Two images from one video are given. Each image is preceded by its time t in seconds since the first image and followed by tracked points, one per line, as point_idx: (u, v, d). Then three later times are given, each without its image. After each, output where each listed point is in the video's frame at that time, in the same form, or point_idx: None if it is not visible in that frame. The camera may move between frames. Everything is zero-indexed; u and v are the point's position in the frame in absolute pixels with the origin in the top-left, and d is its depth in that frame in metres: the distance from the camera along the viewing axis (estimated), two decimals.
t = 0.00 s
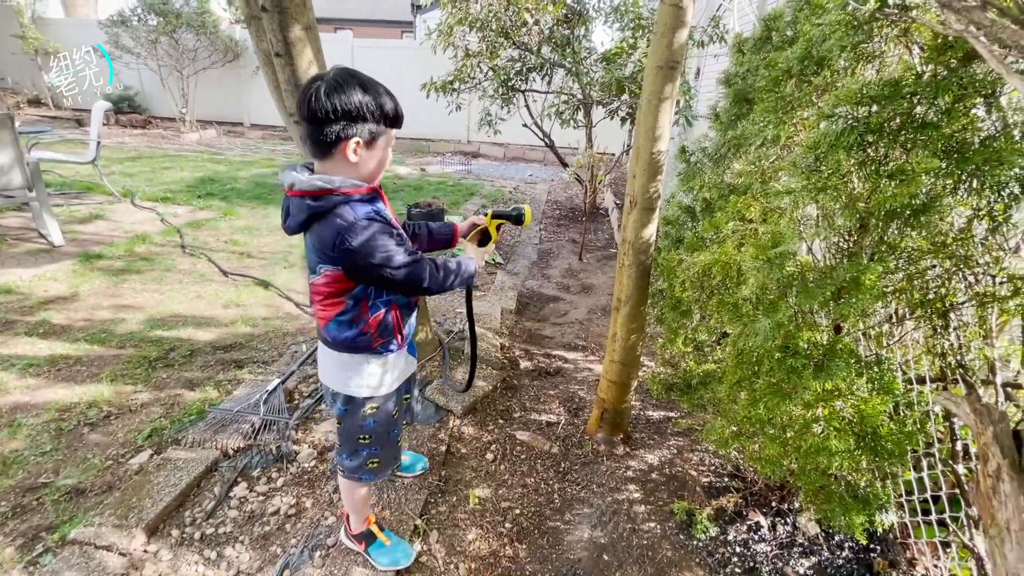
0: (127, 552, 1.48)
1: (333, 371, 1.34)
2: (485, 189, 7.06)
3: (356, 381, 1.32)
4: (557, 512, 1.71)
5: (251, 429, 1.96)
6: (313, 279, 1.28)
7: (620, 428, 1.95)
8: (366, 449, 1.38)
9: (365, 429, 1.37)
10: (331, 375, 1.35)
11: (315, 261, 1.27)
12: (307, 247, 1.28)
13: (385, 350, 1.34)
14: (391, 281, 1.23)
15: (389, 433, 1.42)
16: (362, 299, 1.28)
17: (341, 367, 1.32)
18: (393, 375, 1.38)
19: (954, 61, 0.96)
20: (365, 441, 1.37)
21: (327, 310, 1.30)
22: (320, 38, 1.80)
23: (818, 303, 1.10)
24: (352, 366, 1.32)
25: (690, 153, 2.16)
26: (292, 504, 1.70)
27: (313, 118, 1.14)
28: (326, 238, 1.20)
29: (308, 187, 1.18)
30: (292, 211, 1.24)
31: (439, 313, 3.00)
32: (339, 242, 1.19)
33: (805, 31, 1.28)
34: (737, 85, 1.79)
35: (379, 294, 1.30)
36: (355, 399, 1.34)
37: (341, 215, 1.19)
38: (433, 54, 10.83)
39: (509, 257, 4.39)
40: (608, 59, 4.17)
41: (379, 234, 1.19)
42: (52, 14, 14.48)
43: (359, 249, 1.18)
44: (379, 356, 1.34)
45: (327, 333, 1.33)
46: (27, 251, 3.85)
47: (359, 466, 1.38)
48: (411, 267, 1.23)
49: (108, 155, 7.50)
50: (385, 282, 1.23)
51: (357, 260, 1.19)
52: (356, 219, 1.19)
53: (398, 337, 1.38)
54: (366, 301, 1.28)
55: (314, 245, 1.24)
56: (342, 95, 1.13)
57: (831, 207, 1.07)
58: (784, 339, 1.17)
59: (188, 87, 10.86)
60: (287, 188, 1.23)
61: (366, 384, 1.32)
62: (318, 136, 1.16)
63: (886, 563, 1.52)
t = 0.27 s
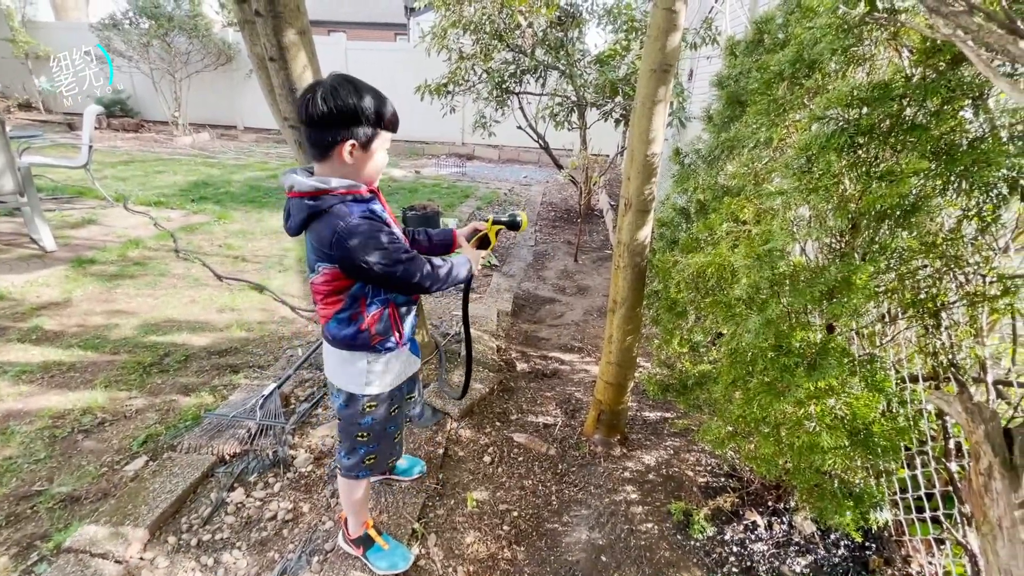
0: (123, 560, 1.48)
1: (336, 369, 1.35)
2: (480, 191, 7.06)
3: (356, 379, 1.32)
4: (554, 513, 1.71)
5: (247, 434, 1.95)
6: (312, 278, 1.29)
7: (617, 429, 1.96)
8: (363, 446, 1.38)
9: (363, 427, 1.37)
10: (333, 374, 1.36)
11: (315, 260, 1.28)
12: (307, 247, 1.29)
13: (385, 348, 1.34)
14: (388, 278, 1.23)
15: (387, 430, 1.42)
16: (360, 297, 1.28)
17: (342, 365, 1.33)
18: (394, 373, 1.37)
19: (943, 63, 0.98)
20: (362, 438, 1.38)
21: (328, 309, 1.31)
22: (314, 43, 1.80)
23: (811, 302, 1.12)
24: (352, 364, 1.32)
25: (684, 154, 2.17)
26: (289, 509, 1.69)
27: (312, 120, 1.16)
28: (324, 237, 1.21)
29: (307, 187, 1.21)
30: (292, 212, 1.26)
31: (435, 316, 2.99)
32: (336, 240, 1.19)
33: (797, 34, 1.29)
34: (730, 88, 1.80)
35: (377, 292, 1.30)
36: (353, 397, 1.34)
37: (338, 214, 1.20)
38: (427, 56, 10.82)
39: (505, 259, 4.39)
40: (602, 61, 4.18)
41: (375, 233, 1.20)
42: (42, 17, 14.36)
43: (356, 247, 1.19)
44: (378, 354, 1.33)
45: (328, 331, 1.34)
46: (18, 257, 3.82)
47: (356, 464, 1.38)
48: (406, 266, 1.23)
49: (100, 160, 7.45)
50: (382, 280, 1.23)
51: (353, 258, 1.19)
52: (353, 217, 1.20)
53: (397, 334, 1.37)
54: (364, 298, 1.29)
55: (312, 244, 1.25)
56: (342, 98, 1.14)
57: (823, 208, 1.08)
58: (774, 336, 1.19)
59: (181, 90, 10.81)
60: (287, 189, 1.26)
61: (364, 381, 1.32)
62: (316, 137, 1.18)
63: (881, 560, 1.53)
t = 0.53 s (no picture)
0: (118, 565, 1.47)
1: (333, 372, 1.34)
2: (474, 192, 7.07)
3: (356, 379, 1.32)
4: (551, 514, 1.72)
5: (242, 438, 1.94)
6: (313, 276, 1.28)
7: (612, 429, 1.97)
8: (361, 449, 1.38)
9: (362, 430, 1.36)
10: (331, 376, 1.35)
11: (315, 259, 1.27)
12: (308, 246, 1.29)
13: (383, 345, 1.34)
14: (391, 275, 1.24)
15: (385, 430, 1.43)
16: (361, 294, 1.28)
17: (341, 364, 1.32)
18: (392, 372, 1.38)
19: (928, 66, 0.99)
20: (360, 441, 1.37)
21: (327, 308, 1.29)
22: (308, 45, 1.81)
23: (800, 301, 1.13)
24: (351, 364, 1.31)
25: (676, 155, 2.19)
26: (285, 513, 1.69)
27: (313, 122, 1.18)
28: (327, 235, 1.21)
29: (309, 186, 1.22)
30: (292, 211, 1.26)
31: (430, 317, 3.00)
32: (340, 237, 1.19)
33: (786, 37, 1.31)
34: (721, 90, 1.82)
35: (376, 289, 1.31)
36: (353, 399, 1.34)
37: (341, 211, 1.20)
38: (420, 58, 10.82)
39: (500, 261, 4.40)
40: (595, 63, 4.20)
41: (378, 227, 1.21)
42: (31, 19, 14.24)
43: (361, 243, 1.19)
44: (376, 352, 1.33)
45: (326, 331, 1.33)
46: (8, 261, 3.79)
47: (352, 466, 1.38)
48: (409, 259, 1.25)
49: (91, 162, 7.40)
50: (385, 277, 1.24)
51: (358, 255, 1.20)
52: (357, 214, 1.21)
53: (394, 332, 1.37)
54: (365, 296, 1.29)
55: (314, 242, 1.25)
56: (345, 102, 1.17)
57: (812, 208, 1.10)
58: (765, 335, 1.21)
59: (172, 92, 10.75)
60: (288, 189, 1.26)
61: (364, 381, 1.32)
62: (317, 138, 1.19)
63: (874, 556, 1.55)
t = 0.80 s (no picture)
0: (109, 568, 1.46)
1: (341, 355, 1.37)
2: (469, 193, 7.06)
3: (359, 362, 1.34)
4: (546, 513, 1.72)
5: (236, 439, 1.93)
6: (319, 265, 1.31)
7: (607, 427, 1.97)
8: (370, 435, 1.38)
9: (369, 414, 1.38)
10: (341, 360, 1.37)
11: (321, 248, 1.31)
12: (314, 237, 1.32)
13: (384, 331, 1.33)
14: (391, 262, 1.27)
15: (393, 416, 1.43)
16: (363, 282, 1.30)
17: (346, 349, 1.34)
18: (395, 358, 1.38)
19: (917, 63, 1.00)
20: (368, 426, 1.38)
21: (332, 294, 1.32)
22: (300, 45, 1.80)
23: (793, 297, 1.14)
24: (356, 349, 1.33)
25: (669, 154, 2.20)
26: (279, 514, 1.68)
27: (320, 118, 1.23)
28: (330, 223, 1.25)
29: (313, 178, 1.26)
30: (300, 204, 1.31)
31: (425, 318, 2.99)
32: (342, 225, 1.23)
33: (777, 36, 1.31)
34: (713, 88, 1.83)
35: (379, 276, 1.33)
36: (360, 383, 1.35)
37: (343, 201, 1.24)
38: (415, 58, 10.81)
39: (494, 261, 4.39)
40: (589, 63, 4.21)
41: (379, 217, 1.25)
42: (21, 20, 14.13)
43: (361, 231, 1.23)
44: (378, 338, 1.33)
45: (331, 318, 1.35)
46: None
47: (362, 453, 1.39)
48: (409, 248, 1.28)
49: (82, 164, 7.34)
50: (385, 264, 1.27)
51: (358, 241, 1.23)
52: (359, 203, 1.24)
53: (396, 320, 1.36)
54: (367, 283, 1.31)
55: (319, 231, 1.29)
56: (350, 99, 1.22)
57: (804, 206, 1.11)
58: (758, 332, 1.22)
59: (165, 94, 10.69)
60: (296, 183, 1.31)
61: (369, 365, 1.34)
62: (321, 133, 1.24)
63: (868, 551, 1.56)
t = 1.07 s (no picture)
0: (105, 573, 1.45)
1: (334, 339, 1.38)
2: (465, 194, 7.06)
3: (349, 347, 1.34)
4: (543, 514, 1.72)
5: (232, 443, 1.93)
6: (317, 248, 1.30)
7: (604, 429, 1.97)
8: (370, 422, 1.41)
9: (362, 400, 1.40)
10: (334, 344, 1.39)
11: (320, 232, 1.30)
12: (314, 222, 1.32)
13: (373, 320, 1.33)
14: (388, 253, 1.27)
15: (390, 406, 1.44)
16: (360, 270, 1.30)
17: (338, 333, 1.35)
18: (384, 345, 1.37)
19: (910, 65, 1.01)
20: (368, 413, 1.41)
21: (327, 278, 1.31)
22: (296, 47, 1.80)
23: (788, 298, 1.14)
24: (346, 335, 1.34)
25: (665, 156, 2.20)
26: (276, 517, 1.67)
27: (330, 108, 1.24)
28: (332, 208, 1.24)
29: (322, 165, 1.25)
30: (303, 187, 1.30)
31: (421, 320, 2.99)
32: (344, 211, 1.22)
33: (771, 38, 1.32)
34: (708, 90, 1.84)
35: (375, 266, 1.32)
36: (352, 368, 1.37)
37: (348, 189, 1.24)
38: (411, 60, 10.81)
39: (491, 263, 4.39)
40: (584, 65, 4.22)
41: (381, 209, 1.25)
42: (14, 22, 14.06)
43: (363, 219, 1.22)
44: (367, 326, 1.33)
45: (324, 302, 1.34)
46: None
47: (367, 440, 1.42)
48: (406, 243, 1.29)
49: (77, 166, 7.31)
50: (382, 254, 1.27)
51: (359, 229, 1.23)
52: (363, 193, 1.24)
53: (387, 311, 1.36)
54: (363, 271, 1.31)
55: (320, 215, 1.27)
56: (360, 91, 1.23)
57: (799, 207, 1.11)
58: (754, 333, 1.22)
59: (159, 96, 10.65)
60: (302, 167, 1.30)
61: (358, 351, 1.34)
62: (330, 122, 1.25)
63: (864, 550, 1.57)
